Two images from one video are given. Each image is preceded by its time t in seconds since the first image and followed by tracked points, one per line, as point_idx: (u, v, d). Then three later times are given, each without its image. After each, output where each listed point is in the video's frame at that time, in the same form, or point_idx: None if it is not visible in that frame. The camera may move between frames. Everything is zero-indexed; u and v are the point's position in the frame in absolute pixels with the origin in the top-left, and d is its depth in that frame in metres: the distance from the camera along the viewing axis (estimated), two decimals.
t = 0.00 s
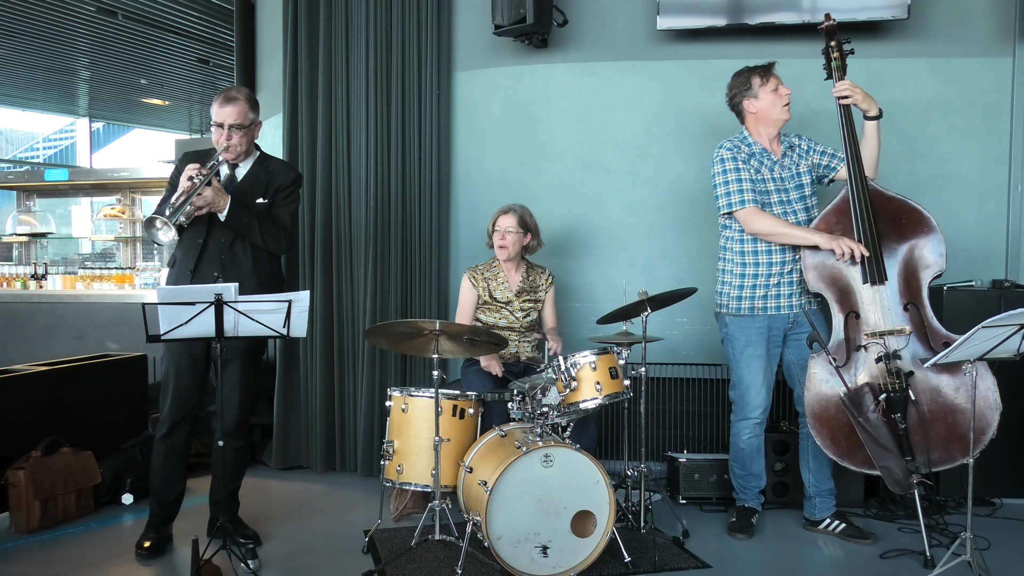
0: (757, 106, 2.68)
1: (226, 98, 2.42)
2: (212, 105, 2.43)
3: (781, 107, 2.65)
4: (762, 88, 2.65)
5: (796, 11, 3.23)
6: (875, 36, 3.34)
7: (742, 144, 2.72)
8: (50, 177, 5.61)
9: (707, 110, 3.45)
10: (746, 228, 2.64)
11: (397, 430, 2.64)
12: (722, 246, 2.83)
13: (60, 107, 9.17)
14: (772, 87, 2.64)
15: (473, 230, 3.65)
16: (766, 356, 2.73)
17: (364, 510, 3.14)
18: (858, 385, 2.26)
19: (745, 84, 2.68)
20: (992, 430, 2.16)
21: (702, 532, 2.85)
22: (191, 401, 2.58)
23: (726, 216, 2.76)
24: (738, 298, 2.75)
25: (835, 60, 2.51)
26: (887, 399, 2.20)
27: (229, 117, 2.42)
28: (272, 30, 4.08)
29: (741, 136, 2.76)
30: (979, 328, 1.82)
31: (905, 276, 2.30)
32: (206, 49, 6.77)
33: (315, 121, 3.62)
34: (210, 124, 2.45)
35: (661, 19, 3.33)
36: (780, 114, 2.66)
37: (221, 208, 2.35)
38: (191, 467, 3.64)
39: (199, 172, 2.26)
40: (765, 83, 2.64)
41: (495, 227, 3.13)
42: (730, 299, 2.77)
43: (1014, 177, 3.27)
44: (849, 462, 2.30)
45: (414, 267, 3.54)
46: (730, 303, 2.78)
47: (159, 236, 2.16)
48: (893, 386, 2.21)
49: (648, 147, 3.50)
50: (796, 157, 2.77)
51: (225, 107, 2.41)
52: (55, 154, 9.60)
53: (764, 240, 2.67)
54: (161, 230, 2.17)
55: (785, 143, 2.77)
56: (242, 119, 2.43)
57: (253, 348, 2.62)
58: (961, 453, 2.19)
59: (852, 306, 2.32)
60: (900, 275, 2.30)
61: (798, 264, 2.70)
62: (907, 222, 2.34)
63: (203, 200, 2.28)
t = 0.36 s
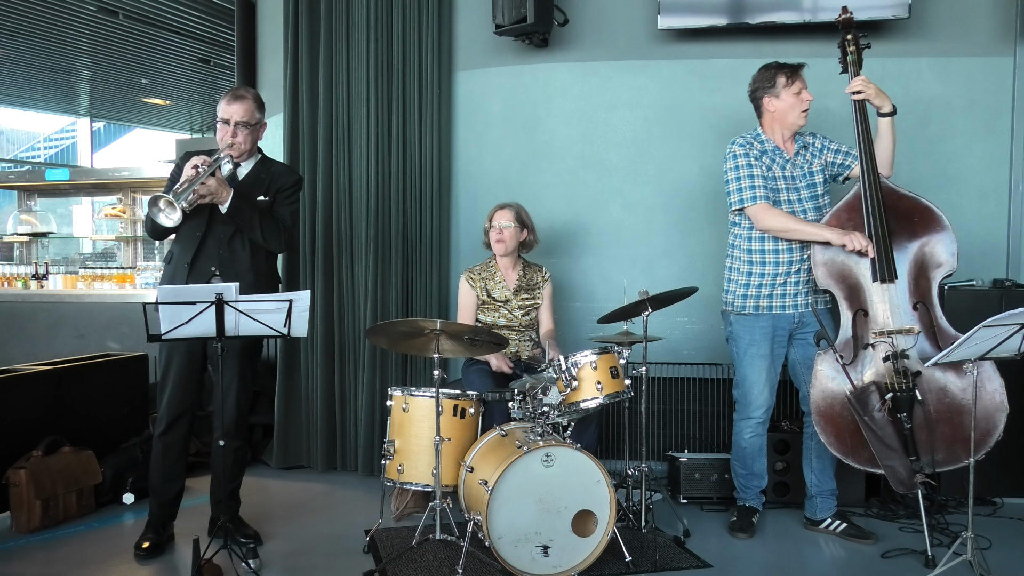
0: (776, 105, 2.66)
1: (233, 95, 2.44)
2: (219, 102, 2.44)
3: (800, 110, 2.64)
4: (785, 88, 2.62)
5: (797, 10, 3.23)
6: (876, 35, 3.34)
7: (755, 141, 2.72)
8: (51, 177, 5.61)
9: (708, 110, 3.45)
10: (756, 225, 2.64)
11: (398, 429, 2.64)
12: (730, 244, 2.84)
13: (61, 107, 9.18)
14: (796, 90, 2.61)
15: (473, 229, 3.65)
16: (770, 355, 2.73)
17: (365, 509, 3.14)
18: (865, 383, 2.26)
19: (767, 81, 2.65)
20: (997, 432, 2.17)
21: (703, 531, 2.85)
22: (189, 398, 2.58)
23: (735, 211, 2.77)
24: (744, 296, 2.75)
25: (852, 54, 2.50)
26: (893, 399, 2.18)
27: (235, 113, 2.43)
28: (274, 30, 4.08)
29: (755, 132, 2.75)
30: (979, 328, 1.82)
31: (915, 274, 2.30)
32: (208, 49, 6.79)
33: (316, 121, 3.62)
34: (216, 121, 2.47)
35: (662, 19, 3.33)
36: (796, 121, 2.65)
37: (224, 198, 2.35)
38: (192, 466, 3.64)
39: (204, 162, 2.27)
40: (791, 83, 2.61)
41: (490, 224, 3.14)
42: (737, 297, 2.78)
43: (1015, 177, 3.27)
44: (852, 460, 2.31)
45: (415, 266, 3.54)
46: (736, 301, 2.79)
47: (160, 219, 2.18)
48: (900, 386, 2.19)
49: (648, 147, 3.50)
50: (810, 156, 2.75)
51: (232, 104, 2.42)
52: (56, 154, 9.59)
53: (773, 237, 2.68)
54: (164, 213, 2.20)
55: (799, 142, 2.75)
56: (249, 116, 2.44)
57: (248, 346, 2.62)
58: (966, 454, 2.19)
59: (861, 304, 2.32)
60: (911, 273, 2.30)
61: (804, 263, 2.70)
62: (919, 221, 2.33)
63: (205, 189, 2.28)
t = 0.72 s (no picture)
0: (794, 105, 2.65)
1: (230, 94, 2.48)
2: (216, 100, 2.48)
3: (819, 112, 2.62)
4: (806, 88, 2.60)
5: (798, 9, 3.23)
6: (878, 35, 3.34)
7: (771, 138, 2.71)
8: (51, 176, 5.59)
9: (709, 110, 3.45)
10: (766, 223, 2.64)
11: (399, 428, 2.64)
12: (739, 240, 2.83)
13: (62, 107, 9.19)
14: (816, 91, 2.59)
15: (475, 228, 3.65)
16: (774, 355, 2.73)
17: (366, 509, 3.14)
18: (872, 382, 2.26)
19: (788, 79, 2.63)
20: (1003, 435, 2.16)
21: (704, 531, 2.84)
22: (184, 396, 2.58)
23: (746, 208, 2.75)
24: (749, 294, 2.76)
25: (870, 47, 2.43)
26: (900, 399, 2.18)
27: (232, 111, 2.46)
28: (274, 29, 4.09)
29: (771, 129, 2.74)
30: (980, 327, 1.82)
31: (927, 273, 2.28)
32: (210, 49, 6.80)
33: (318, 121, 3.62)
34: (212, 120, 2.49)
35: (663, 18, 3.33)
36: (813, 122, 2.64)
37: (222, 190, 2.33)
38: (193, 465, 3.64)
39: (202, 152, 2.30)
40: (813, 83, 2.59)
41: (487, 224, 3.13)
42: (743, 294, 2.78)
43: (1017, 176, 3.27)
44: (857, 458, 2.32)
45: (416, 265, 3.54)
46: (742, 299, 2.79)
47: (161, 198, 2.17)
48: (906, 385, 2.19)
49: (650, 146, 3.50)
50: (825, 155, 2.73)
51: (229, 101, 2.45)
52: (57, 154, 9.76)
53: (782, 236, 2.67)
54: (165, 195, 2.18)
55: (815, 141, 2.73)
56: (246, 114, 2.47)
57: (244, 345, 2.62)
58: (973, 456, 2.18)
59: (871, 302, 2.32)
60: (922, 272, 2.29)
61: (813, 262, 2.68)
62: (932, 218, 2.32)
63: (203, 177, 2.27)
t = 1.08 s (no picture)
0: (814, 108, 2.61)
1: (219, 94, 2.44)
2: (205, 100, 2.43)
3: (837, 118, 2.59)
4: (830, 92, 2.55)
5: (799, 9, 3.23)
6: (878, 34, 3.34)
7: (786, 135, 2.69)
8: (52, 175, 5.60)
9: (709, 109, 3.45)
10: (777, 223, 2.63)
11: (400, 428, 2.64)
12: (749, 238, 2.83)
13: (63, 106, 9.20)
14: (839, 97, 2.55)
15: (475, 228, 3.65)
16: (780, 355, 2.73)
17: (367, 508, 3.14)
18: (879, 381, 2.27)
19: (812, 79, 2.58)
20: (1010, 437, 2.15)
21: (705, 531, 2.84)
22: (177, 396, 2.58)
23: (757, 206, 2.74)
24: (757, 293, 2.75)
25: (889, 41, 2.40)
26: (906, 399, 2.20)
27: (221, 111, 2.42)
28: (275, 29, 4.09)
29: (787, 126, 2.73)
30: (981, 327, 1.82)
31: (938, 272, 2.25)
32: (211, 48, 6.81)
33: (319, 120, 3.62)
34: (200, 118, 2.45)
35: (664, 17, 3.33)
36: (830, 128, 2.63)
37: (214, 190, 2.33)
38: (195, 465, 3.65)
39: (193, 151, 2.28)
40: (837, 88, 2.55)
41: (512, 218, 3.10)
42: (750, 292, 2.78)
43: (1018, 176, 3.27)
44: (861, 456, 2.32)
45: (417, 265, 3.54)
46: (750, 298, 2.78)
47: (157, 198, 2.15)
48: (913, 386, 2.20)
49: (651, 145, 3.50)
50: (840, 154, 2.71)
51: (218, 101, 2.41)
52: (58, 153, 9.76)
53: (792, 236, 2.67)
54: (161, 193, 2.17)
55: (831, 140, 2.71)
56: (235, 114, 2.44)
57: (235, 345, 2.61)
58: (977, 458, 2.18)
59: (880, 301, 2.30)
60: (933, 271, 2.26)
61: (822, 264, 2.68)
62: (945, 217, 2.28)
63: (195, 177, 2.27)
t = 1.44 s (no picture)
0: (830, 111, 2.57)
1: (204, 93, 2.41)
2: (189, 98, 2.40)
3: (852, 122, 2.56)
4: (846, 96, 2.51)
5: (799, 8, 3.23)
6: (878, 33, 3.33)
7: (798, 135, 2.69)
8: (53, 175, 5.61)
9: (710, 108, 3.45)
10: (788, 220, 2.61)
11: (400, 427, 2.64)
12: (758, 237, 2.82)
13: (64, 106, 9.20)
14: (856, 102, 2.51)
15: (476, 227, 3.65)
16: (786, 355, 2.73)
17: (368, 507, 3.14)
18: (884, 380, 2.27)
19: (830, 81, 2.53)
20: (1016, 439, 2.14)
21: (705, 530, 2.84)
22: (169, 397, 2.57)
23: (769, 205, 2.73)
24: (764, 292, 2.75)
25: (907, 36, 2.38)
26: (911, 398, 2.19)
27: (207, 111, 2.40)
28: (275, 28, 4.09)
29: (800, 125, 2.72)
30: (982, 326, 1.82)
31: (949, 271, 2.25)
32: (212, 48, 6.81)
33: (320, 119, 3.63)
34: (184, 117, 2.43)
35: (665, 16, 3.33)
36: (844, 131, 2.60)
37: (202, 194, 2.34)
38: (196, 464, 3.66)
39: (181, 154, 2.27)
40: (854, 93, 2.50)
41: (530, 224, 3.08)
42: (758, 291, 2.78)
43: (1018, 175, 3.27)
44: (865, 454, 2.33)
45: (418, 264, 3.54)
46: (758, 297, 2.78)
47: (151, 207, 2.16)
48: (919, 385, 2.20)
49: (651, 145, 3.50)
50: (852, 154, 2.70)
51: (204, 101, 2.38)
52: (59, 153, 9.65)
53: (803, 237, 2.66)
54: (153, 202, 2.18)
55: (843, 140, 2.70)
56: (221, 114, 2.42)
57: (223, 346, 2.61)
58: (982, 460, 2.18)
59: (889, 298, 2.30)
60: (944, 270, 2.25)
61: (831, 265, 2.67)
62: (958, 216, 2.26)
63: (185, 183, 2.27)
